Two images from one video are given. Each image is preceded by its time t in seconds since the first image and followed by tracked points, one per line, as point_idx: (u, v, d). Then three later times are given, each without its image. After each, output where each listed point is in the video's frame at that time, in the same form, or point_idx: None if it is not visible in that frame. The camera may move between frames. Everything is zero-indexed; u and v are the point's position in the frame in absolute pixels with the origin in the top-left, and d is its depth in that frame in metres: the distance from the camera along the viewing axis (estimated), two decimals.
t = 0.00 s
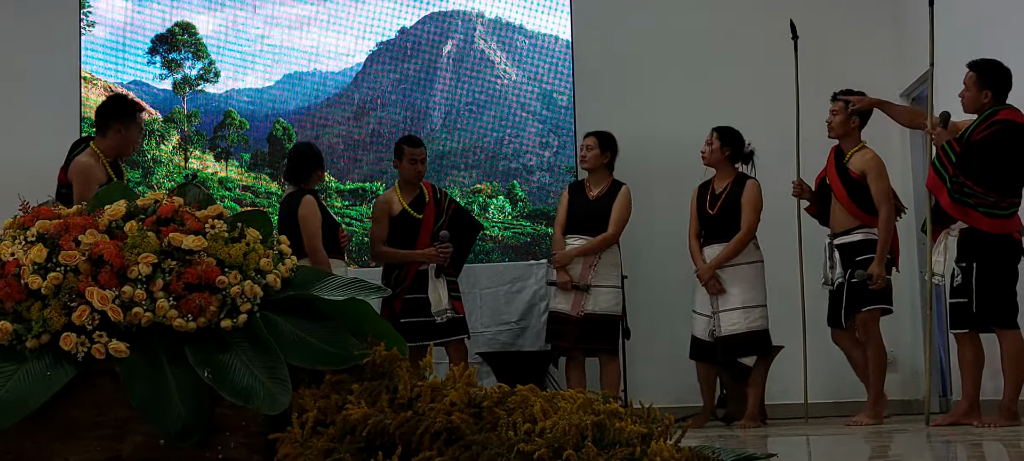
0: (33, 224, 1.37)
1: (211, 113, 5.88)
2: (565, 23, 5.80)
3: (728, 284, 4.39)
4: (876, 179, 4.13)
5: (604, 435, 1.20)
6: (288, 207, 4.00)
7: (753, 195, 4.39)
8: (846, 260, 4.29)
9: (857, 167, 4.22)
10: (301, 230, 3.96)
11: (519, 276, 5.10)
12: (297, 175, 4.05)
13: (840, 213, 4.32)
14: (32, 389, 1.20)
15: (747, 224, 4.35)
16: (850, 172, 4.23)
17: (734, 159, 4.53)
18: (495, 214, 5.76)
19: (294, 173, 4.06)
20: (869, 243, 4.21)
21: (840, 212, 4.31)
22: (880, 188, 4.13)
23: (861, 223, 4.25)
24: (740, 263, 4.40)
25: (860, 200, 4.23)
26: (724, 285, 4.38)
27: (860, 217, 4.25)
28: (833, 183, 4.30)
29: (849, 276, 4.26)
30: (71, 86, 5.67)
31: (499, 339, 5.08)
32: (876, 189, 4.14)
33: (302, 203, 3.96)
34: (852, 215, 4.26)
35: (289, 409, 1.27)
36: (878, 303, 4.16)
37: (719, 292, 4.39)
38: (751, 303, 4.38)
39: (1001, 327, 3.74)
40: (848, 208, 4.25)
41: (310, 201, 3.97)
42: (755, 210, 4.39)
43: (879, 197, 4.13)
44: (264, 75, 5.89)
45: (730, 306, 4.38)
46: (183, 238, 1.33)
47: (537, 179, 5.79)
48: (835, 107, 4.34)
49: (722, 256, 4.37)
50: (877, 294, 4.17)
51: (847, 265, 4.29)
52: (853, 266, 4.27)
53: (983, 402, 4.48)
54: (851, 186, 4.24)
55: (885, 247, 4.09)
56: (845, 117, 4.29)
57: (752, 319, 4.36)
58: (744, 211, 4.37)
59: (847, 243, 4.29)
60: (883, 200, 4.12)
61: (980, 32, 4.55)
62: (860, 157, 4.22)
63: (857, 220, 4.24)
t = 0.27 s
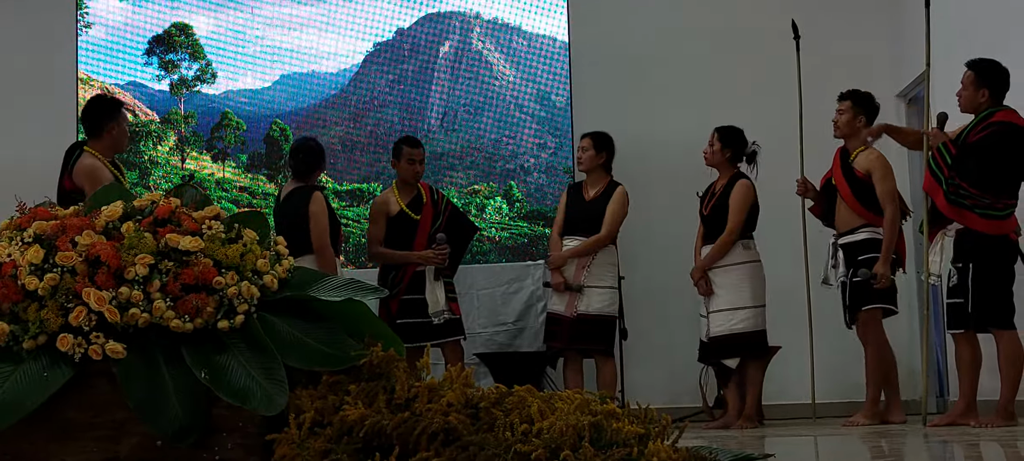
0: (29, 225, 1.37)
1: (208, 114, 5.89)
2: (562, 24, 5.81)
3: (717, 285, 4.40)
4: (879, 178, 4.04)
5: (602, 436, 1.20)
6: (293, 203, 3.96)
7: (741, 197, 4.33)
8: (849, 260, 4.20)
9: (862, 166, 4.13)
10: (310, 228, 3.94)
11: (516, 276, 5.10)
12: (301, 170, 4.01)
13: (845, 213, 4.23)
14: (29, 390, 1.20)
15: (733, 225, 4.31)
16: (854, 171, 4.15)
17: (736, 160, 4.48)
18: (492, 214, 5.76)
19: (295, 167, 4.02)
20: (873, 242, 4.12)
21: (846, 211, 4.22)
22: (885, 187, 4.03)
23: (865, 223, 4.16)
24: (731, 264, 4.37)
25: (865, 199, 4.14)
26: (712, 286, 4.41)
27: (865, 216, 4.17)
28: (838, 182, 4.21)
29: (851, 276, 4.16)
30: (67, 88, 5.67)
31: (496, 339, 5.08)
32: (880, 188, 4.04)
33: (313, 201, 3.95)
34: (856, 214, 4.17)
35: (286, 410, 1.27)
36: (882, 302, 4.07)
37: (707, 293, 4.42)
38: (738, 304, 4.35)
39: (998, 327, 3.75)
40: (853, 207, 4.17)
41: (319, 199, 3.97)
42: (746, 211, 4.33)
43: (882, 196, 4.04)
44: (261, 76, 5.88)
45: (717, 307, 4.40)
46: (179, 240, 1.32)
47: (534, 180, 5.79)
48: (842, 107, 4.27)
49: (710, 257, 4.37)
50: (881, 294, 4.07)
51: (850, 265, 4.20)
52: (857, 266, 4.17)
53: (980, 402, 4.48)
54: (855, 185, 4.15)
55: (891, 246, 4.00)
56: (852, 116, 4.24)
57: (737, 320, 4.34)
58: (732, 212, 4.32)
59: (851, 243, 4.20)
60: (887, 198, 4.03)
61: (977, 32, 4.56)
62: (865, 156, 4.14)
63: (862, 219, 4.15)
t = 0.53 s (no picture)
0: (27, 225, 1.37)
1: (206, 114, 5.88)
2: (560, 24, 5.80)
3: (709, 285, 4.38)
4: (884, 175, 3.99)
5: (600, 435, 1.20)
6: (296, 203, 3.94)
7: (731, 195, 4.31)
8: (857, 258, 4.14)
9: (866, 164, 4.08)
10: (313, 229, 3.94)
11: (514, 277, 5.10)
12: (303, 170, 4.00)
13: (851, 211, 4.17)
14: (27, 390, 1.20)
15: (722, 224, 4.30)
16: (858, 169, 4.10)
17: (732, 161, 4.47)
18: (490, 214, 5.77)
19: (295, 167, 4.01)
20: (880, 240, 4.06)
21: (852, 210, 4.16)
22: (889, 185, 3.97)
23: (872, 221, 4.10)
24: (721, 264, 4.35)
25: (870, 198, 4.08)
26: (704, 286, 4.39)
27: (871, 214, 4.10)
28: (842, 181, 4.17)
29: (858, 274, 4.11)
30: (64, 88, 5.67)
31: (495, 339, 5.08)
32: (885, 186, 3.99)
33: (317, 202, 3.94)
34: (863, 211, 4.11)
35: (285, 410, 1.27)
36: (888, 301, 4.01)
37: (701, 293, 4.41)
38: (726, 304, 4.33)
39: (997, 326, 3.75)
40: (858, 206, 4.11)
41: (323, 200, 3.98)
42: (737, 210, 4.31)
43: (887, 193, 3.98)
44: (259, 76, 5.88)
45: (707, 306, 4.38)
46: (177, 239, 1.32)
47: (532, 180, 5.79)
48: (844, 105, 4.22)
49: (701, 258, 4.36)
50: (888, 291, 4.01)
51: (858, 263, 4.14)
52: (865, 264, 4.11)
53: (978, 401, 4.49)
54: (859, 184, 4.10)
55: (899, 245, 3.95)
56: (854, 114, 4.17)
57: (723, 319, 4.32)
58: (721, 210, 4.31)
59: (859, 241, 4.14)
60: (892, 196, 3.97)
61: (975, 31, 4.56)
62: (869, 153, 4.09)
63: (870, 217, 4.10)
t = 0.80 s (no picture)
0: (25, 225, 1.36)
1: (205, 114, 5.88)
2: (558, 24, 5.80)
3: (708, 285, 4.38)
4: (881, 175, 3.99)
5: (598, 435, 1.20)
6: (297, 203, 3.94)
7: (724, 196, 4.31)
8: (852, 257, 4.14)
9: (865, 162, 4.07)
10: (315, 229, 3.95)
11: (513, 276, 5.10)
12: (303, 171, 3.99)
13: (849, 211, 4.17)
14: (26, 390, 1.20)
15: (717, 225, 4.30)
16: (857, 168, 4.10)
17: (727, 163, 4.48)
18: (489, 214, 5.77)
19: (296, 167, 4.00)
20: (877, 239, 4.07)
21: (850, 210, 4.16)
22: (887, 184, 3.97)
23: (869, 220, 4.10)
24: (719, 264, 4.35)
25: (868, 197, 4.08)
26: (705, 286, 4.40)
27: (869, 213, 4.10)
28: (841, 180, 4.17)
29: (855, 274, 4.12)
30: (62, 88, 5.67)
31: (494, 339, 5.07)
32: (882, 186, 3.99)
33: (318, 202, 3.95)
34: (859, 211, 4.11)
35: (283, 410, 1.27)
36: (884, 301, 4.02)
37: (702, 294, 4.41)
38: (723, 304, 4.32)
39: (995, 326, 3.75)
40: (856, 205, 4.11)
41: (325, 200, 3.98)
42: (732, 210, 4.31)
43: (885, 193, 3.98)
44: (256, 76, 5.87)
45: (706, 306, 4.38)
46: (175, 239, 1.31)
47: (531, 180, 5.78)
48: (847, 103, 4.21)
49: (703, 260, 4.35)
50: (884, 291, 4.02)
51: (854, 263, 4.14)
52: (861, 264, 4.11)
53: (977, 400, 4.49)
54: (858, 182, 4.10)
55: (895, 245, 3.94)
56: (855, 112, 4.16)
57: (718, 320, 4.32)
58: (716, 211, 4.31)
59: (855, 240, 4.14)
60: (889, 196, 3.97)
61: (973, 30, 4.57)
62: (869, 151, 4.07)
63: (868, 216, 4.10)
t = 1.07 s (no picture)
0: (24, 225, 1.36)
1: (203, 113, 5.88)
2: (557, 23, 5.80)
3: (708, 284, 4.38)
4: (879, 174, 3.98)
5: (597, 433, 1.21)
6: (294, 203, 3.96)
7: (722, 193, 4.31)
8: (845, 254, 4.16)
9: (863, 159, 4.06)
10: (312, 228, 3.94)
11: (512, 276, 5.10)
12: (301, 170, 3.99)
13: (845, 209, 4.19)
14: (24, 389, 1.20)
15: (715, 223, 4.30)
16: (855, 165, 4.09)
17: (728, 159, 4.48)
18: (487, 213, 5.77)
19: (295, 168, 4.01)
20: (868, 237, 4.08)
21: (846, 207, 4.18)
22: (883, 182, 3.97)
23: (864, 218, 4.11)
24: (717, 263, 4.35)
25: (864, 195, 4.09)
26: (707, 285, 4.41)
27: (864, 211, 4.11)
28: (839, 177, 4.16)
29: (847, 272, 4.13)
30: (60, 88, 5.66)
31: (492, 338, 5.08)
32: (880, 183, 3.97)
33: (315, 202, 3.95)
34: (854, 208, 4.13)
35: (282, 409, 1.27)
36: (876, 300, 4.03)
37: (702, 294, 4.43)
38: (723, 301, 4.30)
39: (994, 325, 3.75)
40: (852, 202, 4.12)
41: (321, 200, 3.98)
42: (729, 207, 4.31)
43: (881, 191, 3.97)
44: (255, 76, 5.87)
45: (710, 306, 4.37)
46: (174, 239, 1.31)
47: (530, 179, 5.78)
48: (846, 101, 4.20)
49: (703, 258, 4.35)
50: (875, 290, 4.03)
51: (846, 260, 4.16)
52: (852, 261, 4.13)
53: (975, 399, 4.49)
54: (856, 180, 4.10)
55: (885, 243, 3.95)
56: (855, 110, 4.16)
57: (721, 318, 4.29)
58: (714, 209, 4.31)
59: (848, 237, 4.16)
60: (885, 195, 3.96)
61: (971, 30, 4.57)
62: (868, 148, 4.06)
63: (862, 213, 4.11)
